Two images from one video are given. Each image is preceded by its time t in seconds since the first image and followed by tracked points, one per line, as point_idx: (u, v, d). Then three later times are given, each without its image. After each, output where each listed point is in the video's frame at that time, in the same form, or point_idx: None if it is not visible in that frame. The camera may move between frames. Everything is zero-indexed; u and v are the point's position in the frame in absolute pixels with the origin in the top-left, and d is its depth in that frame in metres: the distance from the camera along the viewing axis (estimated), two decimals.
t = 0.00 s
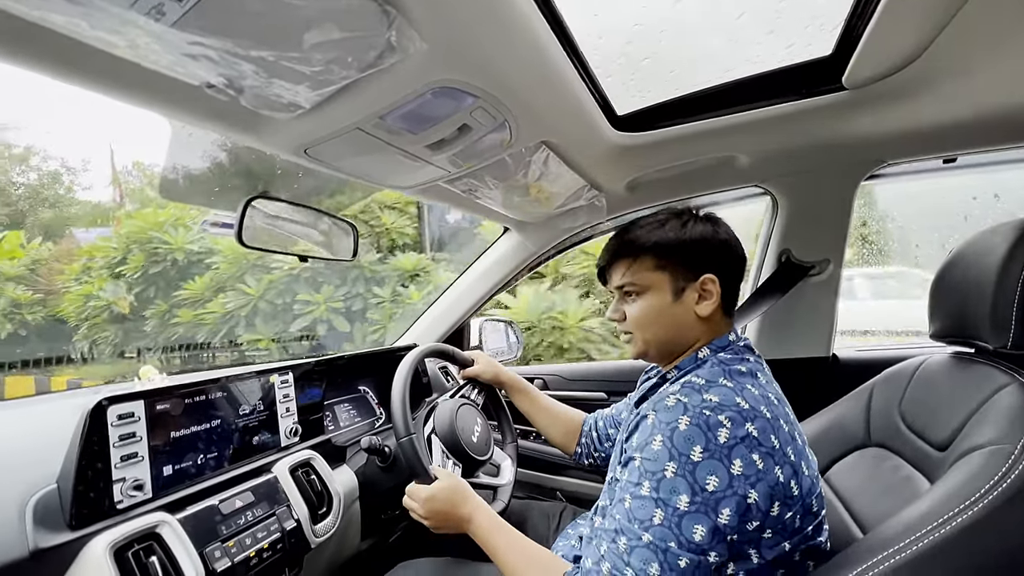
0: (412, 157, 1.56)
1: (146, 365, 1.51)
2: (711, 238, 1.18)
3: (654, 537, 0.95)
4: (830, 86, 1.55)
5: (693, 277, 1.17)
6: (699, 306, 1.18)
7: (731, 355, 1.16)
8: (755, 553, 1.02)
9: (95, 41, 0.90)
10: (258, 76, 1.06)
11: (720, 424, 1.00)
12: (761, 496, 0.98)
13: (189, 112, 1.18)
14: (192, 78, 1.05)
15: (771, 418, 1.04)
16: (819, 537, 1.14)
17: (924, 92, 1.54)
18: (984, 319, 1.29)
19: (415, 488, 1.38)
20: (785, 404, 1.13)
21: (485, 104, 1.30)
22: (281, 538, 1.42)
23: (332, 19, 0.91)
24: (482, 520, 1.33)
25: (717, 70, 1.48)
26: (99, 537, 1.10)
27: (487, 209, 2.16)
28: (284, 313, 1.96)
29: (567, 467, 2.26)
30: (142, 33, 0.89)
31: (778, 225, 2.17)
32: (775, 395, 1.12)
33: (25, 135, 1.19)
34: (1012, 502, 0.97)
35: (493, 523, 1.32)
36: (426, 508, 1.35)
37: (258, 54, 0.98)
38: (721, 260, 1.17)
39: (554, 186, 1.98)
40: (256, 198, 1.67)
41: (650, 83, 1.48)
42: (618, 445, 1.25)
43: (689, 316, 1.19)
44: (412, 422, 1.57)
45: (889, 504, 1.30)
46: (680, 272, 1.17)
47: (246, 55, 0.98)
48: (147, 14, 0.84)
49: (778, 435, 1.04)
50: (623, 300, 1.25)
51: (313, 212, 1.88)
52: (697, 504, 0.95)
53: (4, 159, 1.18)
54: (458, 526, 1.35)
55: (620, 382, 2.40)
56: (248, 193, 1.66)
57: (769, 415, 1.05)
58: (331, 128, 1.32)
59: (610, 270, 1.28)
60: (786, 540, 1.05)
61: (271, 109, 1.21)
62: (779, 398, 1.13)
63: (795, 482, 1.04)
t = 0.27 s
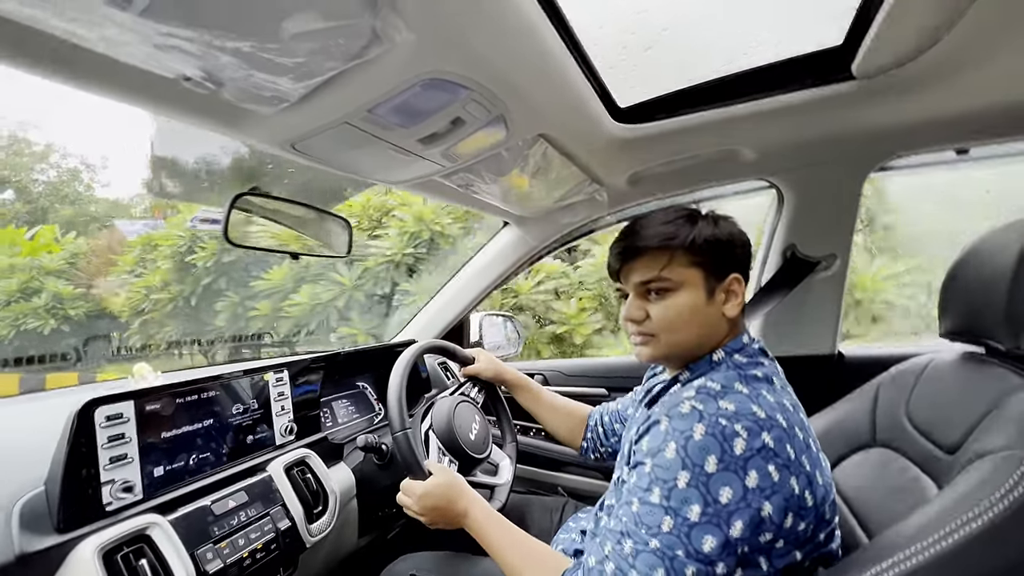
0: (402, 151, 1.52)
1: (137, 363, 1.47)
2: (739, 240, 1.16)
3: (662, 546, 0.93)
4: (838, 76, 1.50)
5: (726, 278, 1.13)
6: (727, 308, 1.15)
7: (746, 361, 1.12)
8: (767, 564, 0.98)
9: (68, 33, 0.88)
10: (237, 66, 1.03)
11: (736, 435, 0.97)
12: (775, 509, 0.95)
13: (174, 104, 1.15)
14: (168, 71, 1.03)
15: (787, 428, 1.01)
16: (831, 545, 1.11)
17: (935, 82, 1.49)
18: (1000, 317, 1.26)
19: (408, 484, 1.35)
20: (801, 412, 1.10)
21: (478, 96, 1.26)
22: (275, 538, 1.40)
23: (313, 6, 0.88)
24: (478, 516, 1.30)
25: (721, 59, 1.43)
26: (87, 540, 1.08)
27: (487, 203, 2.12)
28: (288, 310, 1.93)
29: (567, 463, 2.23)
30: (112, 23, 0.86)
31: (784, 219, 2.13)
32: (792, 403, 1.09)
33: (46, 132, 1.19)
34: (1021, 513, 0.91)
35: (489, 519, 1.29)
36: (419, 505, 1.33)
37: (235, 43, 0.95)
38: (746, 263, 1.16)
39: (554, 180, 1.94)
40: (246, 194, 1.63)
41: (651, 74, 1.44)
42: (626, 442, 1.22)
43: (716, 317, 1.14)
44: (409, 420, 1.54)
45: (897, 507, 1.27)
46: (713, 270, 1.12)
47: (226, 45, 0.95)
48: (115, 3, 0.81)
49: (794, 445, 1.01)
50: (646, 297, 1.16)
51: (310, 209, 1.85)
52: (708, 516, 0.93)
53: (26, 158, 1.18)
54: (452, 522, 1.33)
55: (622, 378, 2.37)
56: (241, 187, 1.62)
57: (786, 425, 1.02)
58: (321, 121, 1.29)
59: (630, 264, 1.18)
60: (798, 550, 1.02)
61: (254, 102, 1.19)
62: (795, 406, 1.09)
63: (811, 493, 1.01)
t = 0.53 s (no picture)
0: (394, 138, 1.50)
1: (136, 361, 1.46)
2: (750, 225, 1.13)
3: (668, 522, 0.93)
4: (832, 53, 1.48)
5: (733, 263, 1.11)
6: (733, 294, 1.12)
7: (753, 342, 1.11)
8: (772, 543, 0.99)
9: (46, 22, 0.86)
10: (221, 53, 1.01)
11: (744, 412, 0.96)
12: (782, 488, 0.95)
13: (161, 94, 1.13)
14: (150, 59, 1.01)
15: (794, 407, 1.01)
16: (835, 526, 1.10)
17: (932, 57, 1.47)
18: (998, 291, 1.26)
19: (408, 472, 1.35)
20: (808, 395, 1.09)
21: (470, 81, 1.24)
22: (280, 532, 1.40)
23: None
24: (479, 505, 1.29)
25: (714, 36, 1.42)
26: (91, 539, 1.07)
27: (482, 192, 2.11)
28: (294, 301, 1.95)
29: (569, 451, 2.24)
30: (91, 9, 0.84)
31: (781, 200, 2.12)
32: (798, 384, 1.08)
33: (54, 128, 1.19)
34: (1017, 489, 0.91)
35: (490, 509, 1.28)
36: (419, 494, 1.33)
37: (217, 28, 0.93)
38: (757, 250, 1.13)
39: (550, 167, 1.93)
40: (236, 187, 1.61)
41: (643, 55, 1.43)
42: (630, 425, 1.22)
43: (722, 304, 1.12)
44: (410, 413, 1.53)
45: (899, 484, 1.27)
46: (719, 255, 1.10)
47: (207, 30, 0.94)
48: None
49: (800, 425, 1.00)
50: (650, 278, 1.16)
51: (304, 203, 1.84)
52: (714, 492, 0.92)
53: (37, 154, 1.20)
54: (453, 511, 1.33)
55: (622, 364, 2.37)
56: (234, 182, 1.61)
57: (793, 404, 1.01)
58: (310, 110, 1.27)
59: (636, 245, 1.18)
60: (803, 531, 1.02)
61: (239, 91, 1.17)
62: (803, 388, 1.09)
63: (817, 473, 1.00)
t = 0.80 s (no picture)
0: (401, 142, 1.53)
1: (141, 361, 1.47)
2: (716, 233, 1.13)
3: (657, 538, 0.95)
4: (832, 60, 1.51)
5: (690, 272, 1.13)
6: (693, 303, 1.14)
7: (744, 350, 1.12)
8: (764, 554, 1.01)
9: (65, 26, 0.88)
10: (234, 58, 1.03)
11: (732, 427, 0.98)
12: (772, 502, 0.97)
13: (172, 98, 1.15)
14: (165, 62, 1.03)
15: (785, 419, 1.02)
16: (830, 535, 1.13)
17: (929, 64, 1.50)
18: (994, 295, 1.28)
19: (411, 471, 1.36)
20: (800, 401, 1.10)
21: (475, 86, 1.27)
22: (283, 530, 1.42)
23: None
24: (480, 502, 1.31)
25: (715, 44, 1.44)
26: (98, 534, 1.09)
27: (484, 195, 2.13)
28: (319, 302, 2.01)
29: (569, 453, 2.26)
30: (110, 14, 0.86)
31: (780, 205, 2.14)
32: (790, 392, 1.09)
33: (69, 132, 1.20)
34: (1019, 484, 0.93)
35: (491, 507, 1.30)
36: (422, 493, 1.34)
37: (231, 33, 0.95)
38: (724, 257, 1.12)
39: (552, 170, 1.95)
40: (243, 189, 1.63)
41: (646, 60, 1.45)
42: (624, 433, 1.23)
43: (681, 311, 1.16)
44: (412, 413, 1.55)
45: (895, 484, 1.28)
46: (677, 263, 1.14)
47: (222, 36, 0.96)
48: None
49: (791, 436, 1.01)
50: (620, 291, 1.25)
51: (307, 205, 1.86)
52: (703, 509, 0.94)
53: (51, 158, 1.20)
54: (454, 510, 1.34)
55: (622, 366, 2.38)
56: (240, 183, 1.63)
57: (783, 415, 1.02)
58: (316, 113, 1.29)
59: (615, 252, 1.27)
60: (797, 542, 1.04)
61: (251, 94, 1.19)
62: (795, 397, 1.10)
63: (809, 485, 1.02)
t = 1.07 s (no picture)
0: (397, 142, 1.50)
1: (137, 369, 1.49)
2: (725, 230, 1.10)
3: (662, 545, 0.92)
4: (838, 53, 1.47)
5: (696, 269, 1.11)
6: (698, 301, 1.11)
7: (747, 349, 1.09)
8: (771, 559, 0.97)
9: (45, 29, 0.86)
10: (222, 59, 1.01)
11: (735, 430, 0.95)
12: (778, 506, 0.94)
13: (163, 101, 1.13)
14: (153, 65, 1.01)
15: (788, 419, 0.99)
16: (837, 537, 1.10)
17: (937, 58, 1.46)
18: (1008, 294, 1.25)
19: (413, 480, 1.34)
20: (804, 401, 1.07)
21: (472, 85, 1.24)
22: (282, 537, 1.40)
23: None
24: (484, 507, 1.30)
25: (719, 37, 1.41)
26: (92, 545, 1.07)
27: (485, 195, 2.11)
28: (347, 298, 2.10)
29: (573, 454, 2.23)
30: (91, 16, 0.84)
31: (786, 202, 2.10)
32: (794, 391, 1.06)
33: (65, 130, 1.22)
34: None
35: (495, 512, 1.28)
36: (424, 502, 1.32)
37: (218, 35, 0.93)
38: (732, 255, 1.10)
39: (553, 169, 1.92)
40: (239, 191, 1.59)
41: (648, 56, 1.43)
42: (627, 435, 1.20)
43: (686, 309, 1.12)
44: (412, 417, 1.53)
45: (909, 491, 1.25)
46: (684, 259, 1.11)
47: (208, 35, 0.93)
48: None
49: (795, 438, 0.98)
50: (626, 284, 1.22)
51: (306, 207, 1.82)
52: (707, 514, 0.92)
53: (69, 158, 1.24)
54: (458, 518, 1.32)
55: (626, 366, 2.36)
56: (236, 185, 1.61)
57: (787, 416, 0.99)
58: (310, 114, 1.27)
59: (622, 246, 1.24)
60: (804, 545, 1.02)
61: (242, 95, 1.17)
62: (800, 396, 1.06)
63: (815, 487, 0.99)
